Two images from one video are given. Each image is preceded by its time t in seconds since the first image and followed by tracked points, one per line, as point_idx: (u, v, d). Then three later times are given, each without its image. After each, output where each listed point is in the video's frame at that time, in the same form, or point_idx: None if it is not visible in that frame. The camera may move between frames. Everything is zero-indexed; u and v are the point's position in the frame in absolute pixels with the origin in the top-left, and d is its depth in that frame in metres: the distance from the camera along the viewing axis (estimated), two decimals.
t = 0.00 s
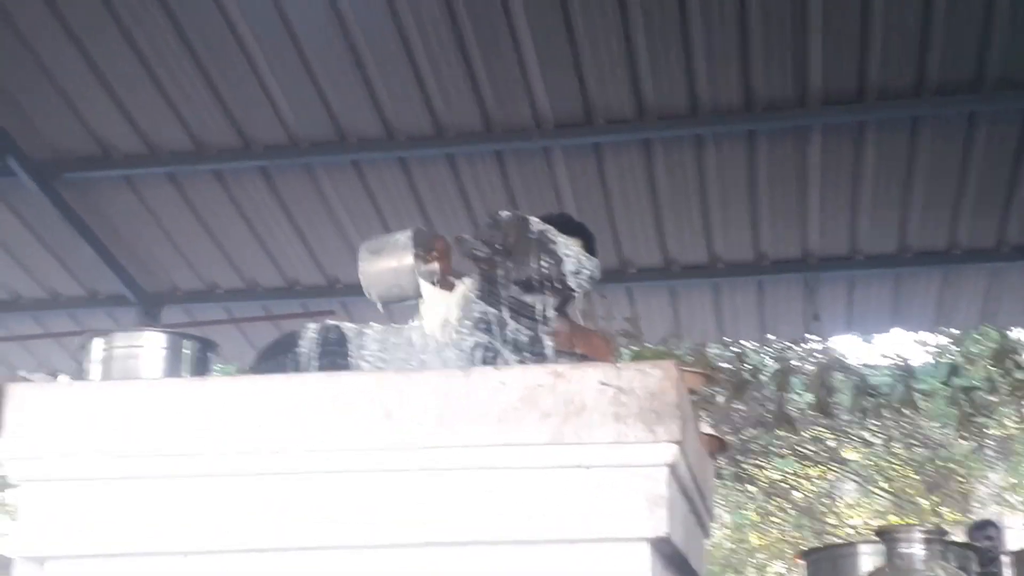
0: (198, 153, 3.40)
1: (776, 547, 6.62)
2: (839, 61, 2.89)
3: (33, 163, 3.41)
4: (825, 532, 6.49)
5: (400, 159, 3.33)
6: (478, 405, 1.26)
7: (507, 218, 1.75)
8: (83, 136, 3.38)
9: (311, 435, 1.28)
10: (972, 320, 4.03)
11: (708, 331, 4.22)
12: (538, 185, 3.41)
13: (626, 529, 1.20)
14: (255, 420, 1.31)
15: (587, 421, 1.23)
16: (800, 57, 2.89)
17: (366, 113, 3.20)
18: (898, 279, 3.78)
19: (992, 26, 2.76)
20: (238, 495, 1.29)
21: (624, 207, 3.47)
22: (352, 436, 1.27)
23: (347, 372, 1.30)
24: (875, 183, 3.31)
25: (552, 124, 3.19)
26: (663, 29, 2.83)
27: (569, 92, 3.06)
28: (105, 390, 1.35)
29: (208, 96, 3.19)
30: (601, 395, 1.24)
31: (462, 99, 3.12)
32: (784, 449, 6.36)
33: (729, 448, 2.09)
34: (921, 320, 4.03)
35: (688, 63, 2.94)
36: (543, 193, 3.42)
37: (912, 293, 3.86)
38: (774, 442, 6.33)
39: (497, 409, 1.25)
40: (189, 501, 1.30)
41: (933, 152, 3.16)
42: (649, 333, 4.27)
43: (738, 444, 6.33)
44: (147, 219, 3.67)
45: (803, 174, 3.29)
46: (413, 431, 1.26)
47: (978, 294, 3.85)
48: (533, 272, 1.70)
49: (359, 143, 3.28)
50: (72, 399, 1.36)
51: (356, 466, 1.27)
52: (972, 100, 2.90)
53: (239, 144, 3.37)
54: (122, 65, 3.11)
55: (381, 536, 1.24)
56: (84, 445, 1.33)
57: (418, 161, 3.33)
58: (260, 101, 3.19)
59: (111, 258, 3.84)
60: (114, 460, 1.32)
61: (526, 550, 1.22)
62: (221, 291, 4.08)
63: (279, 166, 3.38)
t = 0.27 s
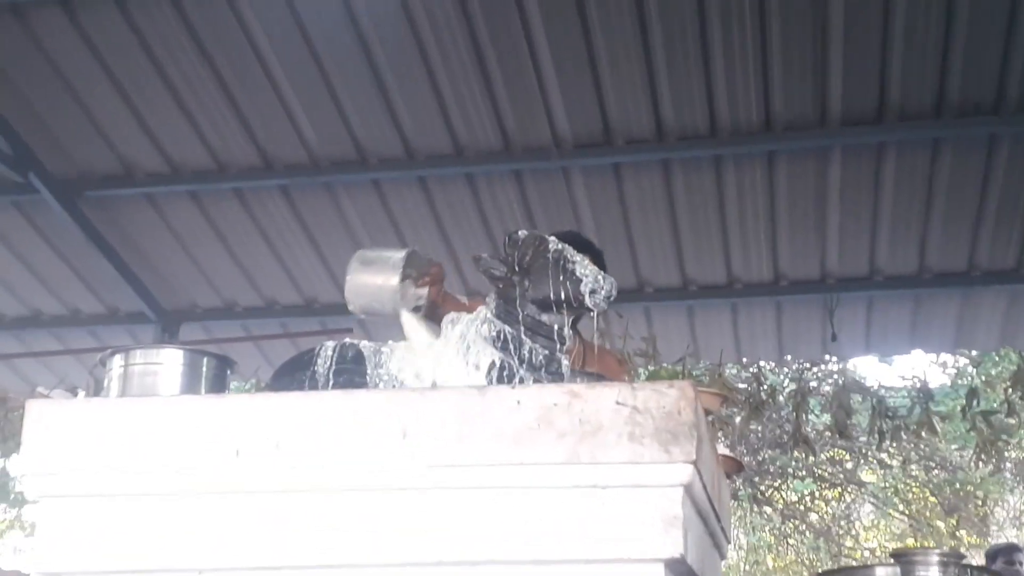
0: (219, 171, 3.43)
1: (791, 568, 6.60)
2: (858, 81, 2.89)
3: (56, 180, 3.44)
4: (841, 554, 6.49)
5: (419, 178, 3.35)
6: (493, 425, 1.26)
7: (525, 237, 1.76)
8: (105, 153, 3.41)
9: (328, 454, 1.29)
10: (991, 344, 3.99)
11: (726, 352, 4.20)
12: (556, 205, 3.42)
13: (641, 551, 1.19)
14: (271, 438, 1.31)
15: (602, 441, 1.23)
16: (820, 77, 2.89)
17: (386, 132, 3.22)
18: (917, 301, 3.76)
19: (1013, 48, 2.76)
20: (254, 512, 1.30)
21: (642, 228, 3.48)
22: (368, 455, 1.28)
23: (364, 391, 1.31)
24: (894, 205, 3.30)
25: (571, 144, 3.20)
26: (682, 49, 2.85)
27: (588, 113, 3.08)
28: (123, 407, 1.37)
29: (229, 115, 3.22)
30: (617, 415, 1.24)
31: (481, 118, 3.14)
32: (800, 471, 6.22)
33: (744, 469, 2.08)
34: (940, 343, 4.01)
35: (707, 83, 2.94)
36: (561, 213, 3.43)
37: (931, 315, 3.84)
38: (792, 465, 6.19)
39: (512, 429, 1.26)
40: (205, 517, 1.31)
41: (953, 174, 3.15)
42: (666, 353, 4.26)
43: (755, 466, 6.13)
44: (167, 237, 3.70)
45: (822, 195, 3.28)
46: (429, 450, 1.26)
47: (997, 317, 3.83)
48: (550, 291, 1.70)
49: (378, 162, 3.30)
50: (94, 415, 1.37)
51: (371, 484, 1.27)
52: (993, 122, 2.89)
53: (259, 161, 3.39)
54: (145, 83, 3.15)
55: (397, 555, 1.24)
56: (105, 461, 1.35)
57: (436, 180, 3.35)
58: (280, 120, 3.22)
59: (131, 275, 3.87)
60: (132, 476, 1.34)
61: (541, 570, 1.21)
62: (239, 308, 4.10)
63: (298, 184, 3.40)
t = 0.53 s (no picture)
0: (206, 178, 3.42)
1: None
2: (845, 94, 2.91)
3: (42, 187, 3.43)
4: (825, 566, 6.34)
5: (407, 187, 3.35)
6: (480, 434, 1.26)
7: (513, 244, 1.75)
8: (92, 160, 3.40)
9: (315, 463, 1.29)
10: (975, 356, 4.01)
11: (712, 363, 4.21)
12: (544, 214, 3.42)
13: (629, 559, 1.20)
14: (256, 446, 1.32)
15: (589, 450, 1.23)
16: (807, 90, 2.91)
17: (375, 141, 3.22)
18: (903, 313, 3.78)
19: (998, 63, 2.78)
20: (240, 518, 1.31)
21: (628, 238, 3.48)
22: (355, 465, 1.28)
23: (349, 400, 1.31)
24: (880, 217, 3.32)
25: (559, 154, 3.21)
26: (671, 60, 2.86)
27: (576, 123, 3.09)
28: (107, 414, 1.37)
29: (217, 122, 3.22)
30: (603, 425, 1.25)
31: (470, 128, 3.14)
32: (785, 482, 6.39)
33: (730, 481, 2.08)
34: (925, 355, 4.02)
35: (695, 94, 2.96)
36: (549, 223, 3.44)
37: (916, 327, 3.86)
38: (777, 475, 6.36)
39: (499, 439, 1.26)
40: (191, 524, 1.32)
41: (939, 187, 3.17)
42: (652, 362, 4.27)
43: (739, 476, 6.35)
44: (154, 244, 3.69)
45: (808, 207, 3.29)
46: (416, 460, 1.27)
47: (981, 330, 3.85)
48: (537, 301, 1.71)
49: (367, 171, 3.30)
50: (81, 423, 1.37)
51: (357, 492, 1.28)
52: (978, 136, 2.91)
53: (247, 169, 3.39)
54: (133, 90, 3.15)
55: (383, 563, 1.25)
56: (91, 469, 1.35)
57: (424, 189, 3.35)
58: (269, 128, 3.22)
59: (117, 282, 3.86)
60: (116, 484, 1.34)
61: None
62: (225, 316, 4.09)
63: (286, 192, 3.40)
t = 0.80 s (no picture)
0: (218, 182, 3.43)
1: None
2: (859, 95, 2.89)
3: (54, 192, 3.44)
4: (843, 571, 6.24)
5: (419, 190, 3.34)
6: (491, 440, 1.28)
7: (523, 248, 1.76)
8: (104, 164, 3.41)
9: (323, 468, 1.32)
10: (993, 358, 3.97)
11: (727, 366, 4.18)
12: (556, 217, 3.40)
13: (640, 564, 1.20)
14: (268, 452, 1.35)
15: (601, 455, 1.25)
16: (821, 91, 2.89)
17: (386, 145, 3.22)
18: (919, 315, 3.74)
19: (1015, 63, 2.75)
20: (251, 522, 1.34)
21: (642, 239, 3.46)
22: (363, 469, 1.31)
23: (360, 406, 1.34)
24: (896, 219, 3.29)
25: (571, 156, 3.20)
26: (684, 61, 2.85)
27: (588, 126, 3.07)
28: (123, 422, 1.41)
29: (229, 126, 3.23)
30: (616, 430, 1.26)
31: (481, 131, 3.13)
32: (801, 485, 6.38)
33: (744, 485, 2.07)
34: (942, 358, 3.99)
35: (708, 96, 2.94)
36: (561, 226, 3.42)
37: (933, 329, 3.82)
38: (792, 478, 6.33)
39: (510, 444, 1.28)
40: (203, 527, 1.35)
41: (955, 189, 3.15)
42: (666, 365, 4.24)
43: (756, 480, 6.32)
44: (166, 248, 3.70)
45: (823, 209, 3.27)
46: (423, 464, 1.29)
47: (999, 332, 3.81)
48: (550, 304, 1.71)
49: (378, 174, 3.30)
50: (96, 429, 1.42)
51: (367, 497, 1.30)
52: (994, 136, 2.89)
53: (259, 173, 3.39)
54: (145, 95, 3.16)
55: (392, 566, 1.27)
56: (104, 474, 1.39)
57: (436, 192, 3.34)
58: (281, 132, 3.22)
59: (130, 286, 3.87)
60: (131, 489, 1.38)
61: None
62: (237, 320, 4.09)
63: (298, 196, 3.40)
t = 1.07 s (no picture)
0: (218, 188, 3.43)
1: None
2: (858, 99, 2.89)
3: (55, 198, 3.45)
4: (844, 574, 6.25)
5: (419, 196, 3.35)
6: (490, 445, 1.29)
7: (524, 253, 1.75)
8: (104, 170, 3.42)
9: (323, 475, 1.32)
10: (992, 361, 3.98)
11: (726, 370, 4.18)
12: (555, 221, 3.40)
13: (638, 569, 1.21)
14: (268, 457, 1.36)
15: (600, 461, 1.25)
16: (819, 95, 2.90)
17: (386, 150, 3.22)
18: (919, 319, 3.74)
19: (1013, 67, 2.76)
20: (251, 528, 1.35)
21: (641, 244, 3.47)
22: (363, 475, 1.31)
23: (360, 413, 1.35)
24: (895, 223, 3.30)
25: (571, 161, 3.20)
26: (682, 66, 2.86)
27: (587, 131, 3.08)
28: (123, 427, 1.42)
29: (229, 132, 3.23)
30: (615, 435, 1.26)
31: (481, 136, 3.14)
32: (802, 490, 6.37)
33: (744, 489, 2.07)
34: (942, 361, 3.99)
35: (706, 100, 2.95)
36: (561, 230, 3.43)
37: (933, 333, 3.83)
38: (793, 482, 6.36)
39: (509, 449, 1.28)
40: (204, 533, 1.36)
41: (953, 192, 3.15)
42: (666, 370, 4.24)
43: (756, 483, 6.35)
44: (166, 253, 3.70)
45: (822, 213, 3.28)
46: (424, 470, 1.30)
47: (999, 335, 3.81)
48: (548, 309, 1.70)
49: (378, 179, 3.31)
50: (97, 436, 1.42)
51: (366, 503, 1.31)
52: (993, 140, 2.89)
53: (259, 179, 3.40)
54: (145, 101, 3.17)
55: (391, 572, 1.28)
56: (106, 481, 1.40)
57: (436, 197, 3.35)
58: (280, 138, 3.22)
59: (130, 292, 3.87)
60: (131, 495, 1.39)
61: None
62: (238, 325, 4.10)
63: (298, 202, 3.41)
